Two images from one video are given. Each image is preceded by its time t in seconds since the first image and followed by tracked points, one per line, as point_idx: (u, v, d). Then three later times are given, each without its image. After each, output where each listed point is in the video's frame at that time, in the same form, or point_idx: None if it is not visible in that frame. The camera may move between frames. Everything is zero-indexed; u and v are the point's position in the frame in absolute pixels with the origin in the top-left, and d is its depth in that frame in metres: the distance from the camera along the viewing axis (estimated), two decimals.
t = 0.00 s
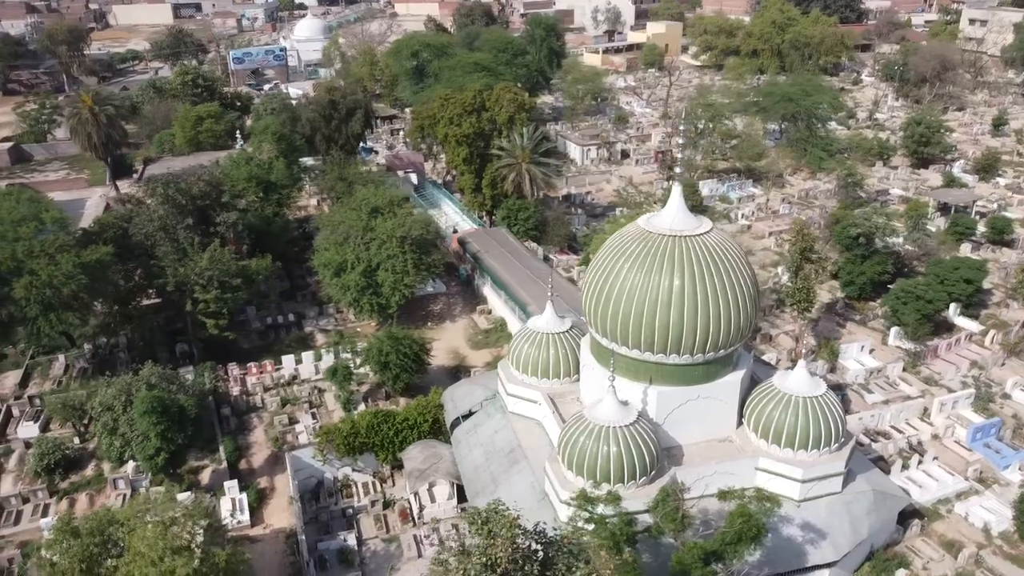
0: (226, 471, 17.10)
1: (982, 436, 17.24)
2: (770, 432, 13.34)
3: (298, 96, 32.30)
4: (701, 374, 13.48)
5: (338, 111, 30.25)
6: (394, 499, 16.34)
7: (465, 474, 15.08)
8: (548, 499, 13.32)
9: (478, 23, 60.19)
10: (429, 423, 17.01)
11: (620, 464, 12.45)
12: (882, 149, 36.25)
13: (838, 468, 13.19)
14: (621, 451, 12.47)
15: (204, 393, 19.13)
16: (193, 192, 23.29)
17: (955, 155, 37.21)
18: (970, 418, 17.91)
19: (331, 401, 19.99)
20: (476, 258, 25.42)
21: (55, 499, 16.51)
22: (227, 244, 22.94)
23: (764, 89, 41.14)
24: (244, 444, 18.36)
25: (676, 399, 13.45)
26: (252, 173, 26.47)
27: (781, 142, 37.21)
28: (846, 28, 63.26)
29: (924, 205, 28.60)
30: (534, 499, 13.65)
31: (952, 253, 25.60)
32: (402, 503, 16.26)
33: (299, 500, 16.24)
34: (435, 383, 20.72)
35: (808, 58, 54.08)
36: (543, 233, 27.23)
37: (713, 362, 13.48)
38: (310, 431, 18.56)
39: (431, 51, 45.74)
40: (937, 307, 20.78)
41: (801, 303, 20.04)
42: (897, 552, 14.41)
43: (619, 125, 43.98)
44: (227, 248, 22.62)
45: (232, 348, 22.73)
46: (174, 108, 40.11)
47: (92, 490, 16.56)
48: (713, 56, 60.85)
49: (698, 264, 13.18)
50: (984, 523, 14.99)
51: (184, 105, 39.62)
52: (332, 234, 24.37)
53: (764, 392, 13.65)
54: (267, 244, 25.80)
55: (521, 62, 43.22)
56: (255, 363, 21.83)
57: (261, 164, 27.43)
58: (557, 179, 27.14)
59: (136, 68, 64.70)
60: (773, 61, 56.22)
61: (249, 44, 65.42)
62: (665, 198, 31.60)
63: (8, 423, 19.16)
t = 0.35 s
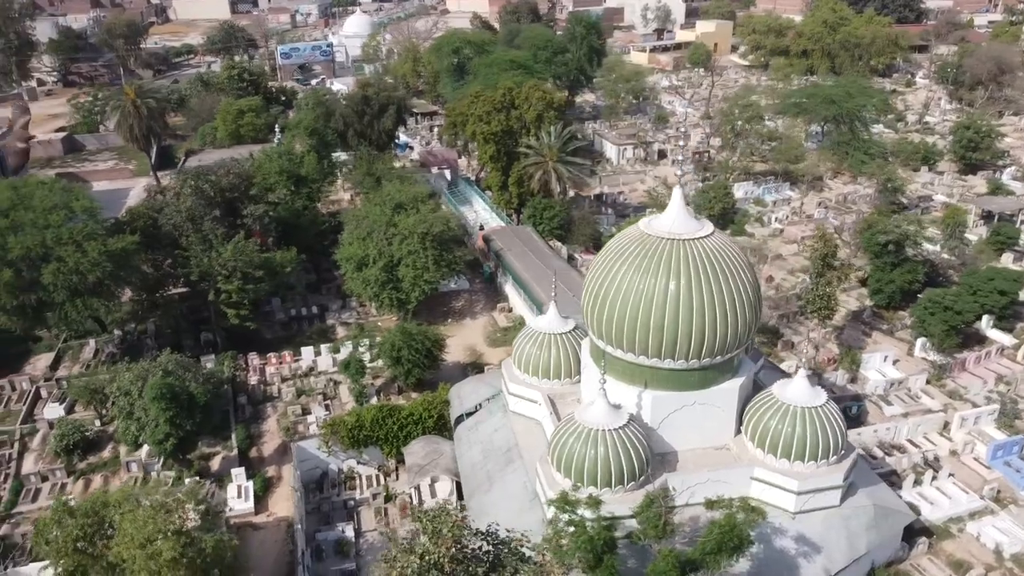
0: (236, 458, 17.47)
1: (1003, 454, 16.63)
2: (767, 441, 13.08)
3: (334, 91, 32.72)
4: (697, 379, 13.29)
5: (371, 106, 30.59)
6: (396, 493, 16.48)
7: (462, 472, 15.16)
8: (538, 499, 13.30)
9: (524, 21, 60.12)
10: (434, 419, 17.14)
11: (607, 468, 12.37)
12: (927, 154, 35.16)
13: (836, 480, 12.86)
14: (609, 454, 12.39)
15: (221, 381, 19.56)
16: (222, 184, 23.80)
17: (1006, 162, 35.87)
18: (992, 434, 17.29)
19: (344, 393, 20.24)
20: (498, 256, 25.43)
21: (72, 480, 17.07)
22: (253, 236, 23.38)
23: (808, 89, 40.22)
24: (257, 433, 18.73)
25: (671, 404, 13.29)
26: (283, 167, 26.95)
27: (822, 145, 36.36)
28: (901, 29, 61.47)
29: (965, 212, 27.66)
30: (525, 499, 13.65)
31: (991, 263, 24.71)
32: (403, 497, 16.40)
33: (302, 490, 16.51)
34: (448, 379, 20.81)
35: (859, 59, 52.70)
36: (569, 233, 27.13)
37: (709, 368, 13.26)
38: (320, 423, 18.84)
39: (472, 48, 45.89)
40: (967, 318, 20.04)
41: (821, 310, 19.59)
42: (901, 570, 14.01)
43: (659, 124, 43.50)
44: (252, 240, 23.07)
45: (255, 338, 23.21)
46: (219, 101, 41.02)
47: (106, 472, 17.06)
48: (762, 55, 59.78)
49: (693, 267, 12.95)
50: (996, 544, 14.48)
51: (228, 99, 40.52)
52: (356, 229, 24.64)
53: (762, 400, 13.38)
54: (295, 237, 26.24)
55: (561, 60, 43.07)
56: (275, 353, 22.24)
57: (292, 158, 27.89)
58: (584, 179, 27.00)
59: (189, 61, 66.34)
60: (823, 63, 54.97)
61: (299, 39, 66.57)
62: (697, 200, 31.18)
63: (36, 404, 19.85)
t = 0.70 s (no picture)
0: (246, 447, 17.79)
1: None
2: (761, 451, 12.82)
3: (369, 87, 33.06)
4: (692, 384, 13.12)
5: (403, 103, 30.87)
6: (398, 487, 16.59)
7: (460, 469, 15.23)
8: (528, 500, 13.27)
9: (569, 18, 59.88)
10: (439, 415, 17.23)
11: (594, 471, 12.30)
12: (975, 159, 33.97)
13: (832, 494, 12.55)
14: (598, 457, 12.30)
15: (239, 370, 19.98)
16: (250, 177, 24.25)
17: None
18: (1013, 452, 16.66)
19: (358, 385, 20.48)
20: (521, 254, 25.39)
21: (90, 461, 17.62)
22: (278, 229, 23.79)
23: (854, 90, 39.18)
24: (270, 422, 19.05)
25: (665, 409, 13.13)
26: (313, 161, 27.34)
27: (865, 148, 35.45)
28: (960, 30, 59.46)
29: (1008, 221, 26.66)
30: (516, 499, 13.65)
31: None
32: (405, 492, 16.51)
33: (307, 480, 16.75)
34: (462, 375, 20.89)
35: (911, 59, 51.13)
36: (595, 232, 26.95)
37: (706, 374, 13.08)
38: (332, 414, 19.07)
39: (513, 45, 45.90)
40: (995, 331, 19.29)
41: (841, 318, 19.21)
42: None
43: (699, 125, 42.88)
44: (276, 233, 23.50)
45: (278, 329, 23.64)
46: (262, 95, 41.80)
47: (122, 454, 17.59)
48: (812, 55, 58.51)
49: (690, 272, 12.77)
50: (1006, 565, 13.95)
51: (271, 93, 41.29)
52: (380, 224, 24.87)
53: (760, 409, 13.14)
54: (323, 230, 26.60)
55: (601, 58, 42.77)
56: (295, 345, 22.59)
57: (324, 152, 28.28)
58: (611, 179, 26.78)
59: (242, 55, 67.68)
60: (875, 64, 53.48)
61: (348, 35, 67.44)
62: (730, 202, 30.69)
63: (64, 386, 20.53)
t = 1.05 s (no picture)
0: (255, 435, 18.15)
1: None
2: (752, 459, 12.60)
3: (402, 83, 33.39)
4: (684, 389, 12.94)
5: (433, 100, 31.13)
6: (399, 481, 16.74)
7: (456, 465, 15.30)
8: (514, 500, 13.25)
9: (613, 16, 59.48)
10: (442, 411, 17.34)
11: (578, 473, 12.23)
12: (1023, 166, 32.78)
13: (823, 506, 12.28)
14: (582, 460, 12.24)
15: (254, 360, 20.41)
16: (277, 171, 24.71)
17: None
18: None
19: (371, 379, 20.72)
20: (541, 253, 25.31)
21: (107, 443, 18.18)
22: (300, 222, 24.22)
23: (899, 92, 38.12)
24: (281, 412, 19.40)
25: (655, 413, 12.99)
26: (342, 156, 27.75)
27: (906, 152, 34.50)
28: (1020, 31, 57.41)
29: None
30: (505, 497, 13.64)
31: None
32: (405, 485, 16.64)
33: (311, 470, 17.00)
34: (474, 371, 20.98)
35: (963, 62, 49.55)
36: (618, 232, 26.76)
37: (698, 379, 12.89)
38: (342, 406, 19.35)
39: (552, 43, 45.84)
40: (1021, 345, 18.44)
41: (858, 326, 18.90)
42: None
43: (738, 125, 42.24)
44: (298, 226, 23.97)
45: (299, 321, 24.07)
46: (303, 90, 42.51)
47: (136, 437, 18.08)
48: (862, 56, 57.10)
49: (682, 276, 12.61)
50: None
51: (311, 88, 41.97)
52: (401, 219, 25.07)
53: (753, 416, 12.91)
54: (348, 224, 26.98)
55: (639, 57, 42.42)
56: (314, 336, 22.95)
57: (352, 147, 28.69)
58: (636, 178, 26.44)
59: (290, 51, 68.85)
60: (927, 66, 51.95)
61: (393, 32, 68.04)
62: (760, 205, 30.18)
63: (90, 369, 21.19)
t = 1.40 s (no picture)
0: (265, 423, 18.50)
1: None
2: (742, 466, 12.42)
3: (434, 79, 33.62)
4: (675, 393, 12.82)
5: (462, 96, 31.26)
6: (400, 474, 16.90)
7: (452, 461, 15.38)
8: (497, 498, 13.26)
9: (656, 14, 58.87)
10: (445, 406, 17.46)
11: (562, 473, 12.22)
12: None
13: (812, 517, 12.06)
14: (566, 460, 12.23)
15: (270, 349, 20.80)
16: (302, 165, 25.16)
17: None
18: None
19: (383, 372, 20.95)
20: (560, 251, 25.21)
21: (123, 426, 18.70)
22: (322, 215, 24.59)
23: (943, 95, 37.03)
24: (293, 402, 19.74)
25: (645, 416, 12.90)
26: (369, 151, 28.06)
27: (948, 157, 33.52)
28: None
29: None
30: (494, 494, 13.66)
31: None
32: (405, 479, 16.79)
33: (315, 460, 17.27)
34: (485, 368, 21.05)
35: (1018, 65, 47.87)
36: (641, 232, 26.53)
37: (689, 383, 12.76)
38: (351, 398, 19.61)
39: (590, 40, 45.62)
40: None
41: (874, 334, 18.38)
42: None
43: (777, 126, 41.47)
44: (320, 219, 24.34)
45: (319, 313, 24.43)
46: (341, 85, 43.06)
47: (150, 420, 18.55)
48: (913, 57, 55.57)
49: (672, 278, 12.49)
50: None
51: (349, 83, 42.50)
52: (422, 215, 25.21)
53: (745, 423, 12.73)
54: (372, 218, 27.28)
55: (677, 56, 41.97)
56: (332, 328, 23.25)
57: (380, 142, 29.00)
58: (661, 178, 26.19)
59: (336, 46, 69.73)
60: (979, 69, 50.33)
61: (437, 28, 68.42)
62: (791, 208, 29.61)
63: (114, 354, 21.82)
